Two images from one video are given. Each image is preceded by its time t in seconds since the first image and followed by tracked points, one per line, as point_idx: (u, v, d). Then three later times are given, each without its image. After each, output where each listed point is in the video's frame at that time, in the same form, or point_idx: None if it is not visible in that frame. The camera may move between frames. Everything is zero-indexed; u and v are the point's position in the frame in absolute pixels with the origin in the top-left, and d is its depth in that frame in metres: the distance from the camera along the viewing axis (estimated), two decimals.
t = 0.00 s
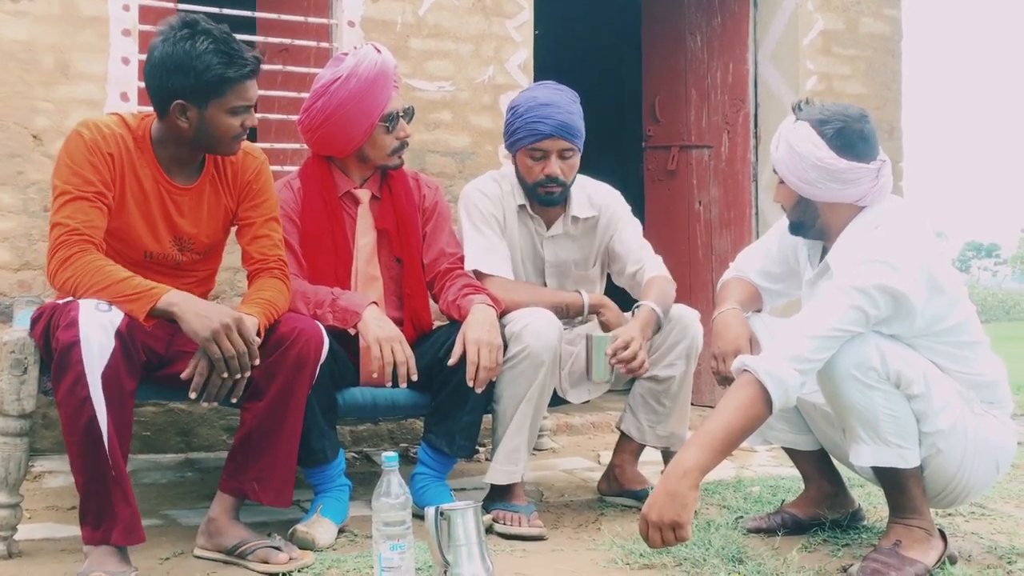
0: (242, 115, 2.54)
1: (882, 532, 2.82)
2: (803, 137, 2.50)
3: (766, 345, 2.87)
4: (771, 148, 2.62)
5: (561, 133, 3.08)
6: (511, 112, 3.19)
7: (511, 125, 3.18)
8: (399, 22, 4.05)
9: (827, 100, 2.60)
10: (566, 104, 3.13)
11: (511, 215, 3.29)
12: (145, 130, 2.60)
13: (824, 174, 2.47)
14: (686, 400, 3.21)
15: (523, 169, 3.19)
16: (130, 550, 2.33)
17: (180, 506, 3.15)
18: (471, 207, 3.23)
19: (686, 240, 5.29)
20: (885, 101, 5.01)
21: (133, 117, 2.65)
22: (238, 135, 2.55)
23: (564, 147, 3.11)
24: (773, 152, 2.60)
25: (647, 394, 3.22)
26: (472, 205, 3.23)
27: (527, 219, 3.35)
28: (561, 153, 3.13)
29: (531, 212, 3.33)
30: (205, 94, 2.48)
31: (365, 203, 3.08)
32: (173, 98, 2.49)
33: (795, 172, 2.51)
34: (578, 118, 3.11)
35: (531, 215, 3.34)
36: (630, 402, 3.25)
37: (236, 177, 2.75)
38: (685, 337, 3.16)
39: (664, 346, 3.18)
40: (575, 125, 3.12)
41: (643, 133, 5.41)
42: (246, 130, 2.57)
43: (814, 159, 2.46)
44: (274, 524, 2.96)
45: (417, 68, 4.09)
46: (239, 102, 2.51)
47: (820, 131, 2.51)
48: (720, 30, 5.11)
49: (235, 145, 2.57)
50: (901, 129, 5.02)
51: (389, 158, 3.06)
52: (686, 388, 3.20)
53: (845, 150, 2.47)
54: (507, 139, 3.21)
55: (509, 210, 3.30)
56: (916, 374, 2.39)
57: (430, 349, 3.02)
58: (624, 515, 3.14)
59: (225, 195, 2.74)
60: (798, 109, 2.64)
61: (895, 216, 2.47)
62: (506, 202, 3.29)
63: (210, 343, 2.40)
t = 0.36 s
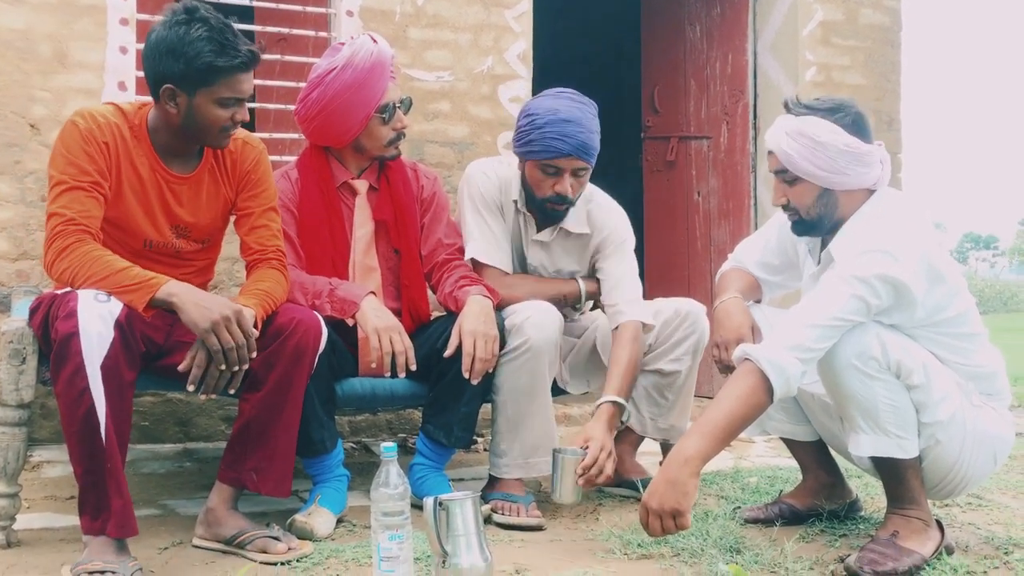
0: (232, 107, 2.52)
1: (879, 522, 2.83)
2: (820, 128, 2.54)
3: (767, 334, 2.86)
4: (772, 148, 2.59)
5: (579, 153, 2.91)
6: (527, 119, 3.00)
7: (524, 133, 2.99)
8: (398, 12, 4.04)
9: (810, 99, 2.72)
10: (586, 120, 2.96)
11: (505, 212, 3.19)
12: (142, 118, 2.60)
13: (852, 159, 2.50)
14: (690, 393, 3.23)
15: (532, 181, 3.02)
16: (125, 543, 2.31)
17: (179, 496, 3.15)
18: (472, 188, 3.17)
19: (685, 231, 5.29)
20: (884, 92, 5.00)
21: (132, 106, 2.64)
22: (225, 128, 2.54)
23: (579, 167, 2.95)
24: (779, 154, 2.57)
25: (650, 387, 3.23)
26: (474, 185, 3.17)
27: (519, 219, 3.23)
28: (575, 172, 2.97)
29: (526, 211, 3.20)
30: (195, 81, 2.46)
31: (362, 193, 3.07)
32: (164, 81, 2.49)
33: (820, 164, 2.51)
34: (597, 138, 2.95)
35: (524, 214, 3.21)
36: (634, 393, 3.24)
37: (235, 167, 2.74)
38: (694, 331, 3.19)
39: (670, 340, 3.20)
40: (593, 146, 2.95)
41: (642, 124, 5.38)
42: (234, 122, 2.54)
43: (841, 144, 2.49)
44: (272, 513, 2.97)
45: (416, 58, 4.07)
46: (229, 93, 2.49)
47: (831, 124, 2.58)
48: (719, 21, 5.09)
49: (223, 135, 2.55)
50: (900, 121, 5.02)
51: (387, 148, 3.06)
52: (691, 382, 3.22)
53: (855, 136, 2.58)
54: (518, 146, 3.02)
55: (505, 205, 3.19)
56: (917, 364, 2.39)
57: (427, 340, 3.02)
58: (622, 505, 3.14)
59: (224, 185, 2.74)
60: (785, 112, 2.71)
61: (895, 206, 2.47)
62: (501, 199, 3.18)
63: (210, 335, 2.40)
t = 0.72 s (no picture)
0: (227, 91, 2.51)
1: (881, 506, 2.84)
2: (821, 116, 2.52)
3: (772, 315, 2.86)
4: (772, 140, 2.57)
5: (591, 157, 2.86)
6: (535, 124, 2.91)
7: (534, 131, 2.90)
8: None
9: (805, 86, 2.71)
10: (598, 126, 2.91)
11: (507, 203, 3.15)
12: (142, 103, 2.60)
13: (857, 146, 2.50)
14: (695, 380, 3.25)
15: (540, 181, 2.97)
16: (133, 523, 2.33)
17: (183, 480, 3.17)
18: (477, 174, 3.13)
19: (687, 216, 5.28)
20: (888, 76, 4.98)
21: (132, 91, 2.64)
22: (222, 112, 2.52)
23: (589, 170, 2.89)
24: (781, 147, 2.54)
25: (657, 372, 3.24)
26: (479, 172, 3.13)
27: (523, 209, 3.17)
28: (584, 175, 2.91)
29: (530, 204, 3.14)
30: (189, 63, 2.45)
31: (363, 177, 3.07)
32: (160, 64, 2.48)
33: (826, 154, 2.50)
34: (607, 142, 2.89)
35: (528, 205, 3.15)
36: (640, 377, 3.25)
37: (236, 151, 2.74)
38: (703, 318, 3.21)
39: (676, 326, 3.21)
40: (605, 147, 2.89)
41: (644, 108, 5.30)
42: (230, 107, 2.53)
43: (846, 132, 2.48)
44: (276, 497, 2.98)
45: (418, 41, 4.06)
46: (223, 76, 2.47)
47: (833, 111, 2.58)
48: (722, 4, 5.04)
49: (219, 120, 2.54)
50: (904, 105, 5.00)
51: (386, 133, 3.04)
52: (697, 369, 3.24)
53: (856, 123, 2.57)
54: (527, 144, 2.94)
55: (508, 194, 3.14)
56: (921, 347, 2.39)
57: (430, 325, 3.02)
58: (624, 489, 3.15)
59: (226, 169, 2.73)
60: (782, 102, 2.69)
61: (900, 191, 2.47)
62: (504, 189, 3.13)
63: (211, 318, 2.40)
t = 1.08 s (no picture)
0: (233, 78, 2.50)
1: (884, 498, 2.83)
2: (827, 108, 2.52)
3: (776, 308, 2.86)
4: (778, 134, 2.56)
5: (608, 123, 2.91)
6: (546, 100, 2.92)
7: (543, 116, 2.92)
8: None
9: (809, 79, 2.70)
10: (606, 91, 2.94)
11: (513, 186, 3.14)
12: (148, 93, 2.59)
13: (864, 138, 2.48)
14: (698, 372, 3.24)
15: (559, 160, 2.97)
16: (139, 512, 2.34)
17: (186, 470, 3.17)
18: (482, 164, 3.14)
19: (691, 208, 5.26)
20: (893, 67, 4.97)
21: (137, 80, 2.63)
22: (227, 100, 2.51)
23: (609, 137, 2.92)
24: (788, 140, 2.53)
25: (659, 364, 3.24)
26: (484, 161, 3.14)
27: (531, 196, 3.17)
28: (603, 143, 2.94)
29: (537, 186, 3.14)
30: (194, 50, 2.44)
31: (366, 169, 3.06)
32: (166, 51, 2.48)
33: (833, 147, 2.48)
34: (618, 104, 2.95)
35: (535, 191, 3.15)
36: (642, 368, 3.26)
37: (241, 142, 2.73)
38: (706, 311, 3.19)
39: (680, 320, 3.20)
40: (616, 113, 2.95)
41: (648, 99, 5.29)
42: (235, 95, 2.51)
43: (852, 124, 2.48)
44: (278, 487, 2.98)
45: (422, 32, 4.04)
46: (228, 63, 2.46)
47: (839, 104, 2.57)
48: None
49: (224, 108, 2.52)
50: (909, 96, 4.98)
51: (388, 125, 3.02)
52: (700, 361, 3.23)
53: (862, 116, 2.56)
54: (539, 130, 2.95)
55: (514, 178, 3.14)
56: (926, 339, 2.39)
57: (433, 315, 3.01)
58: (627, 480, 3.15)
59: (231, 160, 2.73)
60: (787, 95, 2.68)
61: (904, 186, 2.46)
62: (509, 173, 3.13)
63: (218, 310, 2.40)
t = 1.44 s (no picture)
0: (243, 81, 2.51)
1: (888, 505, 2.83)
2: (830, 115, 2.50)
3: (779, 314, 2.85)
4: (781, 143, 2.54)
5: (600, 95, 3.16)
6: (540, 82, 3.15)
7: (540, 94, 3.16)
8: None
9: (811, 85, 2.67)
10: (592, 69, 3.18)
11: (526, 177, 3.28)
12: (158, 96, 2.60)
13: (866, 145, 2.47)
14: (697, 372, 3.21)
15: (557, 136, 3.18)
16: (136, 521, 2.32)
17: (189, 473, 3.17)
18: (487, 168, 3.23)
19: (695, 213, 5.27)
20: (897, 73, 4.97)
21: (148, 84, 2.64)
22: (236, 104, 2.53)
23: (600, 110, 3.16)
24: (792, 149, 2.52)
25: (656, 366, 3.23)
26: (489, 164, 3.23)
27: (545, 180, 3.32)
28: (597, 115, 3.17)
29: (548, 173, 3.31)
30: (206, 53, 2.46)
31: (373, 178, 3.06)
32: (177, 54, 2.49)
33: (836, 154, 2.47)
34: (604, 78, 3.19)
35: (547, 176, 3.31)
36: (640, 373, 3.26)
37: (248, 148, 2.75)
38: (697, 314, 3.16)
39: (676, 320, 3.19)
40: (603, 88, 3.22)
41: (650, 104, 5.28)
42: (246, 98, 2.53)
43: (854, 131, 2.46)
44: (281, 491, 2.98)
45: (426, 36, 4.06)
46: (239, 66, 2.48)
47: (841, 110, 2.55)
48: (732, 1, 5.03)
49: (234, 111, 2.54)
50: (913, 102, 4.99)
51: (399, 135, 3.04)
52: (698, 361, 3.21)
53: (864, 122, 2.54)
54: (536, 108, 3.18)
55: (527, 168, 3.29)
56: (931, 346, 2.38)
57: (439, 319, 3.03)
58: (630, 486, 3.15)
59: (236, 166, 2.74)
60: (788, 103, 2.65)
61: (908, 193, 2.47)
62: (522, 164, 3.27)
63: (230, 318, 2.41)
